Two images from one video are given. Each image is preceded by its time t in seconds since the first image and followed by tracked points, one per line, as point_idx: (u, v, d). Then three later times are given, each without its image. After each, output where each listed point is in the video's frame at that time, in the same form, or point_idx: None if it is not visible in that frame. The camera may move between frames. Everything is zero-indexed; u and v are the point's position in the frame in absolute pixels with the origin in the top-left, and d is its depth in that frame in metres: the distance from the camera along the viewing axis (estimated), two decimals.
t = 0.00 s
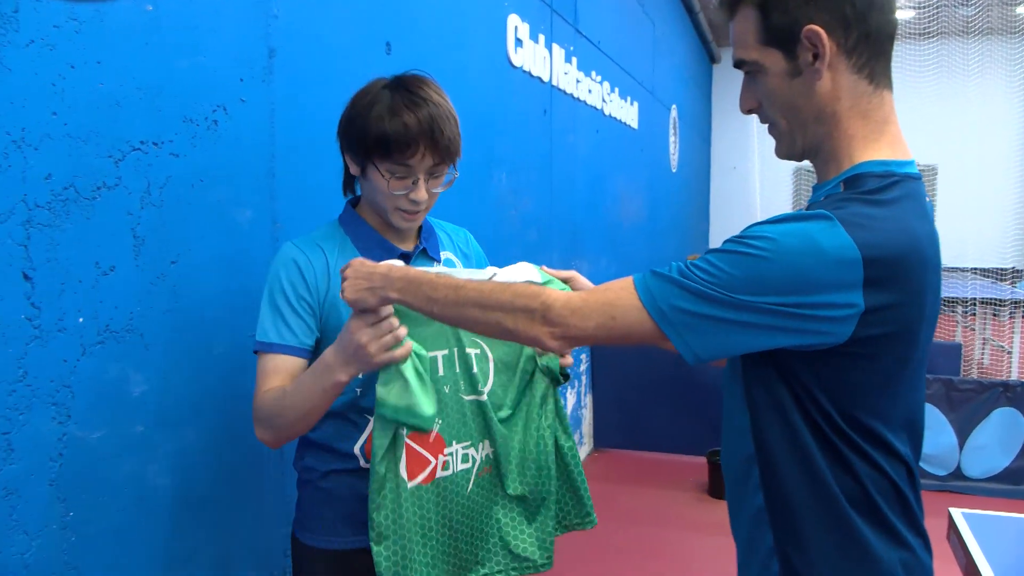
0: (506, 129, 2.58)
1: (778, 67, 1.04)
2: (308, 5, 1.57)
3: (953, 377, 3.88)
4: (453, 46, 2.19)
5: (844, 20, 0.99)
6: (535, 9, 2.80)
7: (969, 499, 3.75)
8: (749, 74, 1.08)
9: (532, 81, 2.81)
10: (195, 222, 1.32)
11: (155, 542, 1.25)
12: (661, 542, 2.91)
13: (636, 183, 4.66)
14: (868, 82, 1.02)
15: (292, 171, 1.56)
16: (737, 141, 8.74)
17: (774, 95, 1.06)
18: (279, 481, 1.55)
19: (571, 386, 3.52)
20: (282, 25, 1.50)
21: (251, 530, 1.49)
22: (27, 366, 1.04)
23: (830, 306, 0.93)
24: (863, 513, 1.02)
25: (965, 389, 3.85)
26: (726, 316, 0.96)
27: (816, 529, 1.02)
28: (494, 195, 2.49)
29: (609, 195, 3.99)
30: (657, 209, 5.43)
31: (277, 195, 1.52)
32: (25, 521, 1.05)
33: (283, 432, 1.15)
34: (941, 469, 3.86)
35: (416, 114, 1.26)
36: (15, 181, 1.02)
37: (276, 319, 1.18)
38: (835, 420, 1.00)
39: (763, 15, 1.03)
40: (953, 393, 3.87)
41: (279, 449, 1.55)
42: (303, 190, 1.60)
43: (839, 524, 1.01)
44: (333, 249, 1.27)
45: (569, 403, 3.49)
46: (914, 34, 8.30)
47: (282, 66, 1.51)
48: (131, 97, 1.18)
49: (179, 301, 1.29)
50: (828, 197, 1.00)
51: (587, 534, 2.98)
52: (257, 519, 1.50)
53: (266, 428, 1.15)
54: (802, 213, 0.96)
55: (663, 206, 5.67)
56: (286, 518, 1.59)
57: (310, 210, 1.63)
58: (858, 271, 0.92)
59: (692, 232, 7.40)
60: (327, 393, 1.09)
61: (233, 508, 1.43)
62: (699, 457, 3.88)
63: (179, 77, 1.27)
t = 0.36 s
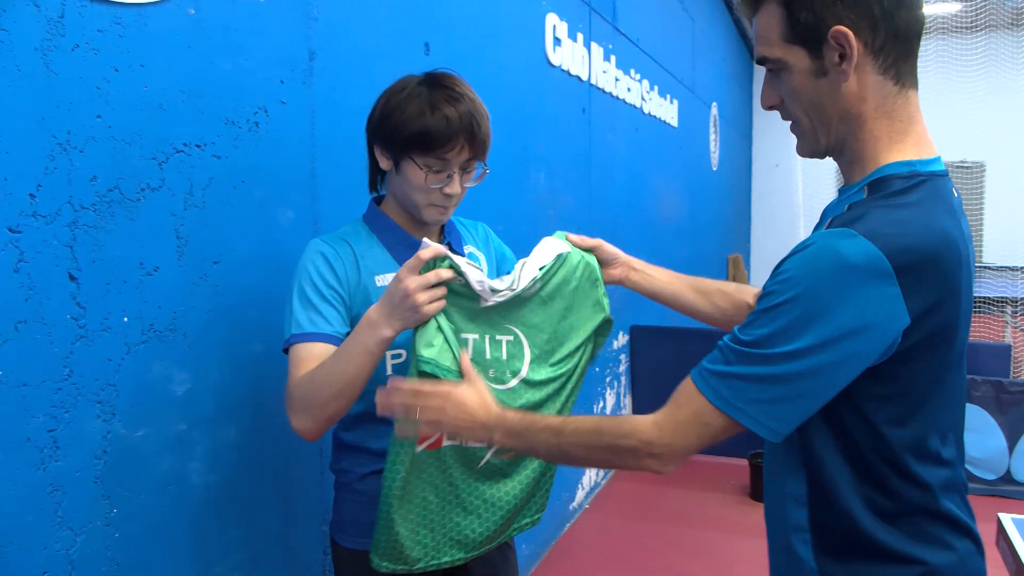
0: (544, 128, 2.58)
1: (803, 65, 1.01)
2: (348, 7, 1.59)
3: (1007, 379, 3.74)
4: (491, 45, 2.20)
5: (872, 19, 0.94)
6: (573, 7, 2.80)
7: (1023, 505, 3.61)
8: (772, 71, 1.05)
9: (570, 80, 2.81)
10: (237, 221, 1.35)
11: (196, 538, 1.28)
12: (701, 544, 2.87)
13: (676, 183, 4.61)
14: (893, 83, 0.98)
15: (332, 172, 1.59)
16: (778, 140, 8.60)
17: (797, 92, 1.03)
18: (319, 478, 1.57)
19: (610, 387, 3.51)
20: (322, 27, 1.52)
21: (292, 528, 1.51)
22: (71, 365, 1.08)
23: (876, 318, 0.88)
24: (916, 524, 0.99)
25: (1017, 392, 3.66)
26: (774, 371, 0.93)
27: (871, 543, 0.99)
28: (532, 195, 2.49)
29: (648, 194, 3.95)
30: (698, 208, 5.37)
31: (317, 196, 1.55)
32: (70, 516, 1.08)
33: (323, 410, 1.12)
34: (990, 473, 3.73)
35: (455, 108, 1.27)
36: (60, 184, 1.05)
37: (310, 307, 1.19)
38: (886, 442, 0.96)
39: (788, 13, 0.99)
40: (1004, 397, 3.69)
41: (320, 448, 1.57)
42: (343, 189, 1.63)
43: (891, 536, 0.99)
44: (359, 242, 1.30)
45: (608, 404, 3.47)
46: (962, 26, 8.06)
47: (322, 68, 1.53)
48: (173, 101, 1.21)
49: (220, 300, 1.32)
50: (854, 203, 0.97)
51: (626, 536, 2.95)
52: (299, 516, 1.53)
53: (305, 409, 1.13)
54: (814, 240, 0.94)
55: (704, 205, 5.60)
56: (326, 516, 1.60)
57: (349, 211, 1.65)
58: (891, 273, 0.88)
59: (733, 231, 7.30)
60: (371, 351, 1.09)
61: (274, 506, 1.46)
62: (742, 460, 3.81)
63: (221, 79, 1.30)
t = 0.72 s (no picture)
0: (571, 130, 2.56)
1: (802, 71, 0.96)
2: (371, 9, 1.59)
3: None
4: (517, 46, 2.19)
5: (871, 26, 0.89)
6: (600, 8, 2.77)
7: None
8: (773, 76, 1.01)
9: (597, 81, 2.78)
10: (260, 222, 1.35)
11: (216, 539, 1.28)
12: (732, 553, 2.81)
13: (706, 184, 4.55)
14: (891, 89, 0.93)
15: (355, 174, 1.59)
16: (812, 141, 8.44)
17: (798, 97, 0.99)
18: (342, 481, 1.57)
19: (638, 391, 3.46)
20: (345, 30, 1.52)
21: (314, 529, 1.50)
22: (94, 365, 1.08)
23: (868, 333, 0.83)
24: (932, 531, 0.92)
25: None
26: (771, 393, 0.86)
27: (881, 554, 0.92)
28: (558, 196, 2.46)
29: (677, 195, 3.90)
30: (728, 209, 5.29)
31: (340, 198, 1.54)
32: (91, 516, 1.08)
33: (335, 384, 1.07)
34: None
35: (473, 105, 1.25)
36: (84, 185, 1.06)
37: (337, 292, 1.17)
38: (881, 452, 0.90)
39: (786, 18, 0.94)
40: None
41: (343, 450, 1.57)
42: (366, 191, 1.62)
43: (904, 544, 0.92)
44: (389, 236, 1.31)
45: (636, 408, 3.43)
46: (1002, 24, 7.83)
47: (345, 70, 1.53)
48: (196, 103, 1.22)
49: (243, 302, 1.32)
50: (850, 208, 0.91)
51: (655, 543, 2.90)
52: (321, 517, 1.52)
53: (319, 382, 1.09)
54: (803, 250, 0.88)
55: (736, 207, 5.51)
56: (349, 519, 1.59)
57: (373, 212, 1.65)
58: (883, 285, 0.82)
59: (766, 233, 7.19)
60: (389, 318, 1.06)
61: (296, 506, 1.46)
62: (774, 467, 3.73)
63: (244, 82, 1.30)
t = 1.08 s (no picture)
0: (586, 133, 2.54)
1: (812, 67, 0.94)
2: (381, 15, 1.59)
3: None
4: (529, 50, 2.18)
5: (878, 15, 0.87)
6: (615, 11, 2.76)
7: None
8: (784, 75, 0.99)
9: (612, 84, 2.77)
10: (270, 228, 1.35)
11: (227, 545, 1.28)
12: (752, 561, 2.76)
13: (725, 186, 4.50)
14: (905, 81, 0.89)
15: (367, 179, 1.59)
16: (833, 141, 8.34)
17: (809, 95, 0.96)
18: (353, 487, 1.56)
19: (656, 395, 3.43)
20: (355, 36, 1.52)
21: (326, 536, 1.50)
22: (104, 372, 1.09)
23: (935, 311, 0.77)
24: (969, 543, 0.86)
25: None
26: (856, 400, 0.78)
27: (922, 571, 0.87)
28: (573, 199, 2.45)
29: (696, 197, 3.86)
30: (749, 211, 5.23)
31: (351, 203, 1.54)
32: (101, 523, 1.09)
33: (343, 369, 1.05)
34: None
35: (491, 108, 1.25)
36: (93, 194, 1.07)
37: (348, 286, 1.16)
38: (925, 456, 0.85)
39: (796, 14, 0.93)
40: None
41: (354, 456, 1.56)
42: (377, 196, 1.62)
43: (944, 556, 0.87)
44: (403, 237, 1.30)
45: (654, 413, 3.39)
46: None
47: (355, 76, 1.53)
48: (206, 111, 1.22)
49: (253, 309, 1.32)
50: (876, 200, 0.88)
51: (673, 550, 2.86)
52: (333, 523, 1.52)
53: (326, 370, 1.07)
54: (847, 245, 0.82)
55: (756, 209, 5.45)
56: (360, 525, 1.58)
57: (385, 216, 1.64)
58: (939, 263, 0.78)
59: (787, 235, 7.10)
60: (401, 305, 1.05)
61: (308, 512, 1.45)
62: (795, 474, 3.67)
63: (254, 89, 1.31)
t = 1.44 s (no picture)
0: (590, 132, 2.52)
1: (829, 63, 0.91)
2: (382, 14, 1.58)
3: None
4: (532, 48, 2.16)
5: (895, 11, 0.85)
6: (619, 9, 2.74)
7: None
8: (801, 73, 0.96)
9: (617, 83, 2.75)
10: (270, 229, 1.35)
11: (226, 546, 1.27)
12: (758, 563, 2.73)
13: (733, 186, 4.47)
14: (922, 79, 0.87)
15: (368, 179, 1.57)
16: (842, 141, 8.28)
17: (826, 92, 0.93)
18: (354, 488, 1.55)
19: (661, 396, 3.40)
20: (355, 35, 1.51)
21: (326, 538, 1.49)
22: (100, 373, 1.08)
23: (975, 295, 0.75)
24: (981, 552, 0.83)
25: None
26: (909, 395, 0.73)
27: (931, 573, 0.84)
28: (578, 200, 2.43)
29: (703, 197, 3.83)
30: (757, 211, 5.19)
31: (351, 203, 1.53)
32: (97, 524, 1.08)
33: (348, 356, 1.03)
34: None
35: (496, 104, 1.24)
36: (89, 195, 1.06)
37: (352, 280, 1.13)
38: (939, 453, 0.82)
39: (813, 11, 0.90)
40: None
41: (354, 457, 1.55)
42: (379, 196, 1.61)
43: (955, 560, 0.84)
44: (405, 238, 1.28)
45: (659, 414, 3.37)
46: None
47: (355, 76, 1.52)
48: (203, 111, 1.21)
49: (251, 309, 1.31)
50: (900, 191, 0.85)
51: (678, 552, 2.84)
52: (333, 525, 1.50)
53: (331, 355, 1.04)
54: (878, 239, 0.79)
55: (764, 209, 5.41)
56: (361, 526, 1.57)
57: (386, 216, 1.63)
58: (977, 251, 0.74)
59: (796, 235, 7.05)
60: (418, 299, 1.04)
61: (308, 513, 1.44)
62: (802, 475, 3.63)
63: (252, 89, 1.29)
